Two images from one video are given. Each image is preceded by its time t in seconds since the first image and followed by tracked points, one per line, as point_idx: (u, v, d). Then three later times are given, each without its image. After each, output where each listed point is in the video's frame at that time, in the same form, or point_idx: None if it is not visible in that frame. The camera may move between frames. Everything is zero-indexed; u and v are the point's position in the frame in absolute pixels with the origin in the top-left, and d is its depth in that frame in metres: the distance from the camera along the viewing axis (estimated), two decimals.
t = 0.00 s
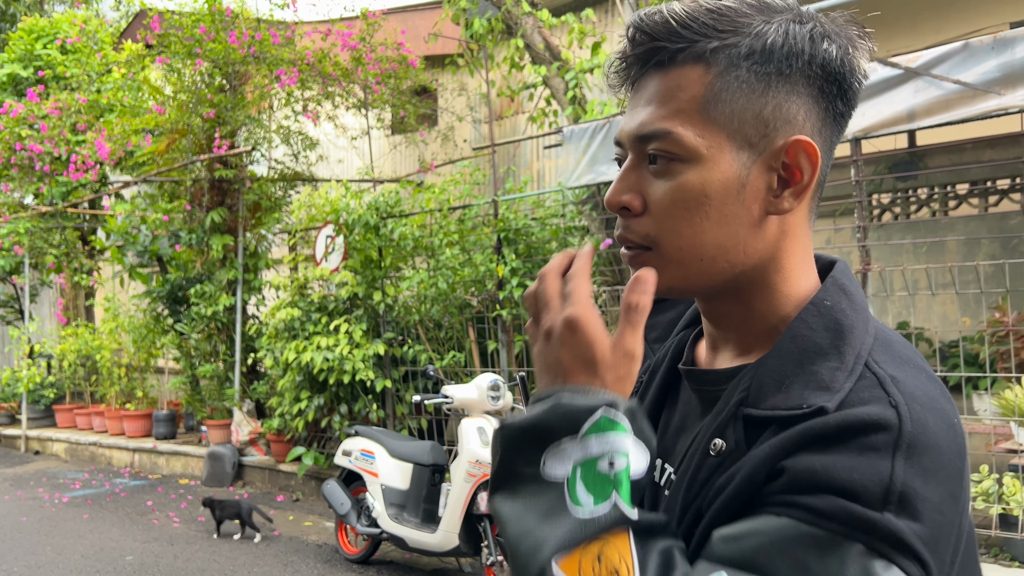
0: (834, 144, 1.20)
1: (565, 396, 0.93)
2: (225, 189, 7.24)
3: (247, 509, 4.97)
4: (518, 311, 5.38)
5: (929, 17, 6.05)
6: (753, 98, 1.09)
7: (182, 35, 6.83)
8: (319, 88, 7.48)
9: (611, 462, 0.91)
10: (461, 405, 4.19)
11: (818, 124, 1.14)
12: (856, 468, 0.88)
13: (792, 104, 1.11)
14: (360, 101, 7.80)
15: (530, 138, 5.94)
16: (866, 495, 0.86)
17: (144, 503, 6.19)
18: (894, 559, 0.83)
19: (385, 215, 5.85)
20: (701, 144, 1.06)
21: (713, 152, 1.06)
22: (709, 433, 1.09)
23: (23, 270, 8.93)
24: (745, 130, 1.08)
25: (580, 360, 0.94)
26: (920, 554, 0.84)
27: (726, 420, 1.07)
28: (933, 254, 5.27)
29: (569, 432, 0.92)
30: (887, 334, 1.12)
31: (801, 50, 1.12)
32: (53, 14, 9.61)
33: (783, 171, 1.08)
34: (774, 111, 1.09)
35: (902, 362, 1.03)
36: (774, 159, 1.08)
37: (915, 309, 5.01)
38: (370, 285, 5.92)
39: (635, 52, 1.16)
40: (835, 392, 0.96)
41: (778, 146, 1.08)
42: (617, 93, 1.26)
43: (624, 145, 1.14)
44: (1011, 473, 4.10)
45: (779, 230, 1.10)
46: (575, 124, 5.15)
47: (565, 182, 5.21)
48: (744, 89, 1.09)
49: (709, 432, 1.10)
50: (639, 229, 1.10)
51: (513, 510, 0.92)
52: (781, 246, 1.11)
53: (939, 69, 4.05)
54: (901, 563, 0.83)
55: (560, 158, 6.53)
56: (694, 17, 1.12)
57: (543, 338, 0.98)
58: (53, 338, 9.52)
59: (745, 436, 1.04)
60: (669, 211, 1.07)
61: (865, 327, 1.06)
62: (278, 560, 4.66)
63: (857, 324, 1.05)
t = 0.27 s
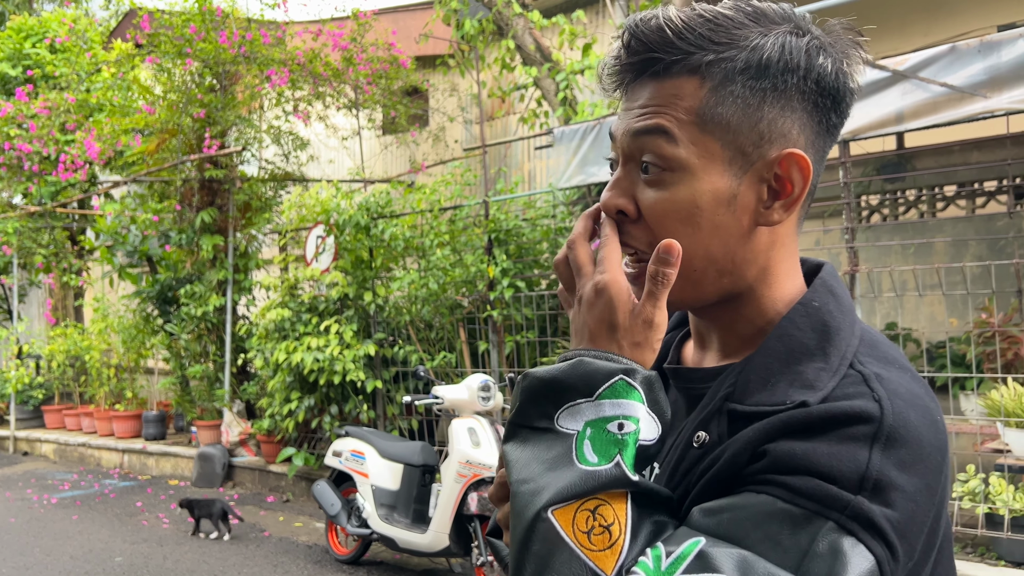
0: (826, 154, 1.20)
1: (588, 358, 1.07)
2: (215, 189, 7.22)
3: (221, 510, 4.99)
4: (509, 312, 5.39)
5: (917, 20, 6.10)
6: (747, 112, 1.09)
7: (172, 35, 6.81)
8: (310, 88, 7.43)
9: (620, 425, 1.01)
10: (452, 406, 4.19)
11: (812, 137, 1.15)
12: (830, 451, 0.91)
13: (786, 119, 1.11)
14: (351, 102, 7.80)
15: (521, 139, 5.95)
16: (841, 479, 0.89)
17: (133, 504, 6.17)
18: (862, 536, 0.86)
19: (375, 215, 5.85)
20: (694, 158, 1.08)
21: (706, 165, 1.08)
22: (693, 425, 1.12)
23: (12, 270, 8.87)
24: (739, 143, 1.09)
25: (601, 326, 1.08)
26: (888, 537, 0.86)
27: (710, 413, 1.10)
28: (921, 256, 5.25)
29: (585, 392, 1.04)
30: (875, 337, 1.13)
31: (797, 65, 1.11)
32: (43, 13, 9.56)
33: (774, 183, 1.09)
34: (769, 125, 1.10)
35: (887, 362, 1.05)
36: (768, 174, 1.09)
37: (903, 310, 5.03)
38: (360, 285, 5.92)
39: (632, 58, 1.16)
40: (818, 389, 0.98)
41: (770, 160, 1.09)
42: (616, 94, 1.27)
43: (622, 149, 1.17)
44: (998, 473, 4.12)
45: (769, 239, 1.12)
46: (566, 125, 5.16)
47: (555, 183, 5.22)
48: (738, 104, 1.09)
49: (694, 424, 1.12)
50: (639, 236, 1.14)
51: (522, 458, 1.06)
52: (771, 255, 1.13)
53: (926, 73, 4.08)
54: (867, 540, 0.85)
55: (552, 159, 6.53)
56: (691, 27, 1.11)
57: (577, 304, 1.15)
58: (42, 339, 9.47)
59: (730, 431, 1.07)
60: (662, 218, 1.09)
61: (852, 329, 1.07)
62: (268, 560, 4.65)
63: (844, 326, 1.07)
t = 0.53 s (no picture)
0: (812, 150, 1.22)
1: (572, 354, 1.05)
2: (206, 188, 7.21)
3: (200, 506, 5.05)
4: (500, 311, 5.41)
5: (906, 21, 6.15)
6: (735, 104, 1.10)
7: (163, 33, 6.79)
8: (301, 87, 7.48)
9: (608, 420, 1.00)
10: (443, 404, 4.20)
11: (799, 131, 1.16)
12: (819, 440, 0.91)
13: (773, 113, 1.13)
14: (343, 101, 7.79)
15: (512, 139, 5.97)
16: (830, 468, 0.89)
17: (124, 503, 6.15)
18: (852, 523, 0.86)
19: (367, 214, 5.86)
20: (684, 149, 1.09)
21: (695, 156, 1.09)
22: (682, 418, 1.11)
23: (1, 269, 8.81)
24: (727, 136, 1.10)
25: (581, 322, 1.08)
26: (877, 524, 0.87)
27: (699, 406, 1.10)
28: (909, 255, 5.31)
29: (571, 388, 1.03)
30: (857, 329, 1.14)
31: (784, 60, 1.13)
32: (32, 11, 9.51)
33: (762, 176, 1.11)
34: (757, 118, 1.11)
35: (871, 353, 1.06)
36: (755, 166, 1.11)
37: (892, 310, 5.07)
38: (352, 285, 5.92)
39: (621, 55, 1.17)
40: (805, 380, 0.99)
41: (758, 152, 1.11)
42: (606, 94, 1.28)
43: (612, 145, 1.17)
44: (984, 471, 4.15)
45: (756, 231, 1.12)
46: (557, 125, 5.18)
47: (547, 183, 5.23)
48: (727, 97, 1.10)
49: (682, 417, 1.12)
50: (625, 229, 1.13)
51: (511, 457, 1.05)
52: (757, 247, 1.14)
53: (914, 73, 4.11)
54: (856, 527, 0.86)
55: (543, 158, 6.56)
56: (681, 22, 1.12)
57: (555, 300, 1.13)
58: (32, 338, 9.43)
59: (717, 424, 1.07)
60: (652, 210, 1.09)
61: (835, 322, 1.09)
62: (259, 559, 4.65)
63: (828, 319, 1.08)
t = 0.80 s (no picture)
0: (800, 145, 1.24)
1: (541, 360, 1.00)
2: (198, 186, 7.19)
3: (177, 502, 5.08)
4: (493, 309, 5.43)
5: (897, 21, 6.19)
6: (724, 97, 1.12)
7: (155, 30, 6.78)
8: (295, 85, 7.40)
9: (586, 422, 0.98)
10: (436, 402, 4.22)
11: (786, 125, 1.18)
12: (814, 435, 0.93)
13: (761, 106, 1.14)
14: (335, 98, 7.80)
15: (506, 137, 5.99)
16: (825, 462, 0.90)
17: (116, 501, 6.14)
18: (849, 516, 0.88)
19: (360, 212, 5.88)
20: (675, 140, 1.10)
21: (687, 147, 1.10)
22: (676, 412, 1.11)
23: None
24: (717, 128, 1.11)
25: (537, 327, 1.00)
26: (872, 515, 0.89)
27: (693, 400, 1.09)
28: (899, 254, 5.36)
29: (545, 394, 0.98)
30: (845, 322, 1.16)
31: (770, 55, 1.15)
32: (23, 7, 9.46)
33: (751, 167, 1.12)
34: (745, 111, 1.13)
35: (859, 347, 1.08)
36: (745, 158, 1.12)
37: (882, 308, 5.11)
38: (345, 283, 5.91)
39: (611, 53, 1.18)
40: (797, 374, 1.00)
41: (747, 144, 1.12)
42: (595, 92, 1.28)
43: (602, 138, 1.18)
44: (973, 468, 4.18)
45: (748, 223, 1.14)
46: (550, 124, 5.20)
47: (540, 181, 5.25)
48: (716, 90, 1.12)
49: (676, 410, 1.11)
50: (619, 221, 1.13)
51: (488, 470, 0.99)
52: (748, 240, 1.15)
53: (905, 73, 4.14)
54: (852, 519, 0.88)
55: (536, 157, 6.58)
56: (670, 21, 1.14)
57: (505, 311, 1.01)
58: (23, 336, 9.38)
59: (711, 418, 1.07)
60: (645, 201, 1.10)
61: (825, 317, 1.10)
62: (252, 557, 4.65)
63: (818, 314, 1.10)
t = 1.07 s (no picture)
0: (796, 148, 1.26)
1: (462, 394, 1.04)
2: (193, 183, 7.18)
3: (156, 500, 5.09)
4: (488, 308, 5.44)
5: (889, 22, 6.22)
6: (724, 102, 1.13)
7: (149, 28, 6.76)
8: (289, 83, 7.44)
9: (518, 439, 1.03)
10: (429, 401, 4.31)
11: (783, 128, 1.20)
12: (798, 435, 0.95)
13: (760, 109, 1.16)
14: (330, 97, 7.77)
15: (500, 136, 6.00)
16: (807, 460, 0.93)
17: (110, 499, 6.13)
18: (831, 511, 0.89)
19: (354, 211, 5.82)
20: (678, 143, 1.11)
21: (688, 151, 1.12)
22: (669, 415, 1.12)
23: None
24: (717, 131, 1.13)
25: (445, 365, 1.04)
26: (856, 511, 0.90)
27: (685, 403, 1.11)
28: (892, 253, 5.39)
29: (475, 425, 1.03)
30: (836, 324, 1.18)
31: (767, 60, 1.17)
32: (16, 4, 9.41)
33: (751, 170, 1.14)
34: (744, 115, 1.15)
35: (847, 350, 1.09)
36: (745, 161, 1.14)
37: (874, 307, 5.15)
38: (339, 281, 5.90)
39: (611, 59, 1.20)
40: (787, 376, 1.02)
41: (747, 147, 1.14)
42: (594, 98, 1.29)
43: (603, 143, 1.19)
44: (964, 466, 4.21)
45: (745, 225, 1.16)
46: (545, 123, 5.21)
47: (534, 180, 5.26)
48: (715, 94, 1.13)
49: (669, 413, 1.13)
50: (621, 224, 1.13)
51: (441, 510, 1.01)
52: (746, 241, 1.17)
53: (897, 74, 4.17)
54: (833, 515, 0.89)
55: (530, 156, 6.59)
56: (668, 28, 1.16)
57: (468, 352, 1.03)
58: (16, 334, 9.35)
59: (703, 420, 1.08)
60: (649, 204, 1.11)
61: (817, 320, 1.12)
62: (246, 555, 4.66)
63: (809, 317, 1.11)
